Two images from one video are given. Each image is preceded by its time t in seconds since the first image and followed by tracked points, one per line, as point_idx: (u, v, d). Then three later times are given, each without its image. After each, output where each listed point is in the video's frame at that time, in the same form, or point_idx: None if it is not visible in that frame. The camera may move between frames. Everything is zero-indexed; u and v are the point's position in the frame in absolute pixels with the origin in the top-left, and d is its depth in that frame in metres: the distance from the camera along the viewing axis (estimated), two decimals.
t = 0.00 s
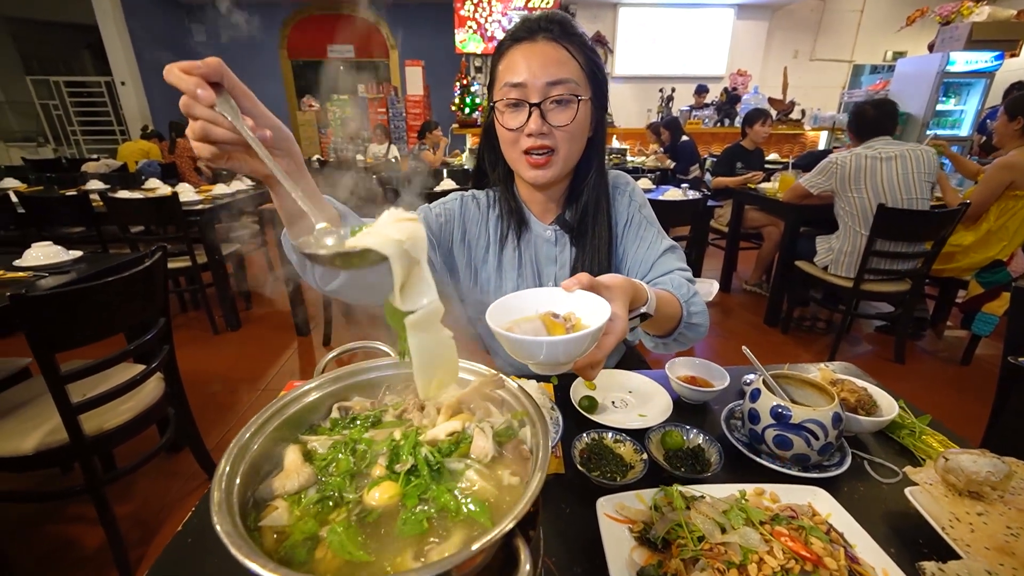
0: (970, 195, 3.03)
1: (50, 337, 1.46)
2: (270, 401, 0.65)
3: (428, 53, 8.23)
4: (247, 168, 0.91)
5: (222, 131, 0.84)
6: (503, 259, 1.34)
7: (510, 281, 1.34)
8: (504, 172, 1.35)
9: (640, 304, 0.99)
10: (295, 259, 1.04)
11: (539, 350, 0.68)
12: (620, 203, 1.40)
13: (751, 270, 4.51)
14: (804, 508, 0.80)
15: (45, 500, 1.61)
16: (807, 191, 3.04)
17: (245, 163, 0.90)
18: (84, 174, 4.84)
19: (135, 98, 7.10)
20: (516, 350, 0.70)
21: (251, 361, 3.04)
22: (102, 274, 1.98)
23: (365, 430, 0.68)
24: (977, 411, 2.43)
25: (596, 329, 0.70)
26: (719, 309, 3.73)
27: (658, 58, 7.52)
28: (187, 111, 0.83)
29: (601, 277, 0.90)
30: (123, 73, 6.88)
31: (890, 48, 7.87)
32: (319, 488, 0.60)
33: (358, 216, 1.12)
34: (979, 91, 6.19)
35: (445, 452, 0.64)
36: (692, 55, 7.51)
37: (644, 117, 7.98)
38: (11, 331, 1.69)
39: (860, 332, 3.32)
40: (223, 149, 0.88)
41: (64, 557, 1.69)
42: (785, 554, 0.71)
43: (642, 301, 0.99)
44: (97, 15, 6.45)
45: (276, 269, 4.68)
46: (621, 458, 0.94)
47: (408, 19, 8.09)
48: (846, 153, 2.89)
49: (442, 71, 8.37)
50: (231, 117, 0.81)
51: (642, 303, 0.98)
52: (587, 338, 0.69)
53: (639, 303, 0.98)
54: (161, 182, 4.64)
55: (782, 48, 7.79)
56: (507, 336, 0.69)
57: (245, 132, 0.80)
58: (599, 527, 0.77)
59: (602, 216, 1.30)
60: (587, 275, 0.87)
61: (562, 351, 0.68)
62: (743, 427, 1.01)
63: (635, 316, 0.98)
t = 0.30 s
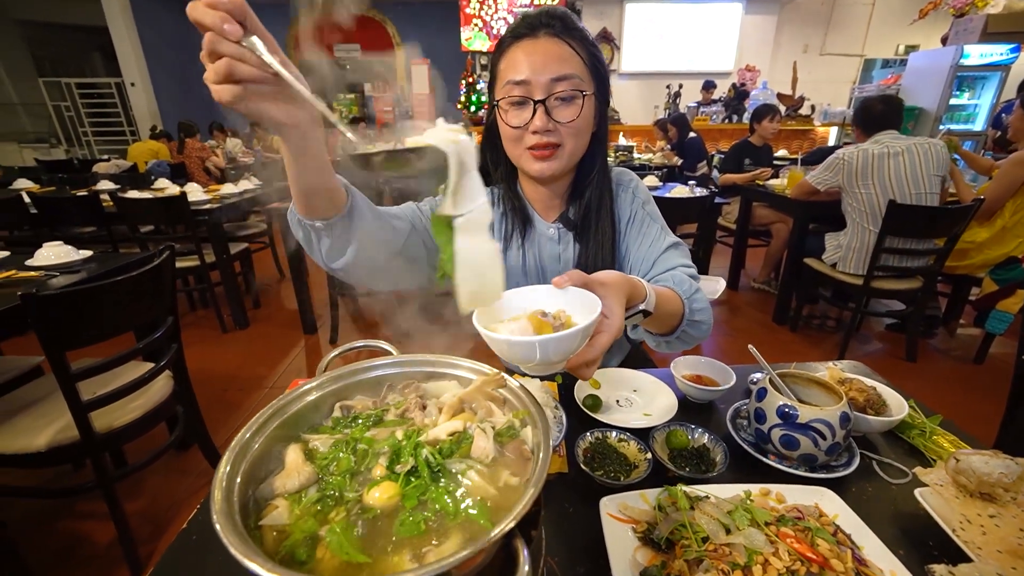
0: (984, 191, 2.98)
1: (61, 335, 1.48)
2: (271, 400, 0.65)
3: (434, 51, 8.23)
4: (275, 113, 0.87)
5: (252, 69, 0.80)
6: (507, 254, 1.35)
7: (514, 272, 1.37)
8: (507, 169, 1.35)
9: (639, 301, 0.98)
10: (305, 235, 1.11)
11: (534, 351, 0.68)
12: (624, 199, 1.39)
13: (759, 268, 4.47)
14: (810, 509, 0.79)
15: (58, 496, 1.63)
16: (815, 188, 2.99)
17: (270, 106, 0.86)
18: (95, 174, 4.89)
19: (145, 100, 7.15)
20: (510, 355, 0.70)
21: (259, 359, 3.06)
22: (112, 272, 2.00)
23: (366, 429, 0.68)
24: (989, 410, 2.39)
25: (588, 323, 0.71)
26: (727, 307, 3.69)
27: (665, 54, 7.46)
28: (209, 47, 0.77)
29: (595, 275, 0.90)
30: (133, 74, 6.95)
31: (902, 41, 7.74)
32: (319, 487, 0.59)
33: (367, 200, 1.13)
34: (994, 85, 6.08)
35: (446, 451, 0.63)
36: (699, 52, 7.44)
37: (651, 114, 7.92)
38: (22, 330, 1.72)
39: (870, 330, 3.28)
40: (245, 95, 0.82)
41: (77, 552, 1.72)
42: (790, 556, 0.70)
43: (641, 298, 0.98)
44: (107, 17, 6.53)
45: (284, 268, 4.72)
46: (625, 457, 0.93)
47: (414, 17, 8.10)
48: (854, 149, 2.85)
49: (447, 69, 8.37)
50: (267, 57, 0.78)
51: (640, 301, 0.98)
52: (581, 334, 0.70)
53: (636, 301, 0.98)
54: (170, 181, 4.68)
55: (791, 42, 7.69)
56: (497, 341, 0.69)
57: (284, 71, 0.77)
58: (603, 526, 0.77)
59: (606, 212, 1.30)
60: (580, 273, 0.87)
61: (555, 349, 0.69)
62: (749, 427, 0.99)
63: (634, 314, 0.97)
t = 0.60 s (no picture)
0: (992, 188, 2.94)
1: (65, 335, 1.49)
2: (264, 401, 0.65)
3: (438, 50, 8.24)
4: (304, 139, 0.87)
5: (289, 103, 0.79)
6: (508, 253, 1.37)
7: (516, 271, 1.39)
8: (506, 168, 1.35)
9: (631, 296, 0.97)
10: (309, 243, 1.12)
11: (518, 344, 0.66)
12: (623, 196, 1.38)
13: (764, 266, 4.44)
14: (809, 510, 0.78)
15: (63, 493, 1.65)
16: (819, 186, 2.96)
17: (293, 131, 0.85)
18: (102, 174, 4.94)
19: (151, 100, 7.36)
20: (494, 350, 0.67)
21: (263, 358, 3.08)
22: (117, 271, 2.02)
23: (360, 429, 0.68)
24: (996, 410, 2.36)
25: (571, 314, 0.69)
26: (731, 306, 3.67)
27: (670, 51, 7.42)
28: (243, 81, 0.74)
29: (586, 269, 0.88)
30: (139, 74, 7.12)
31: (910, 37, 7.66)
32: (311, 487, 0.59)
33: (371, 206, 1.14)
34: (1004, 80, 6.00)
35: (439, 452, 0.63)
36: (704, 49, 7.40)
37: (655, 111, 7.89)
38: (28, 330, 1.73)
39: (877, 329, 3.24)
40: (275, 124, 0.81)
41: (83, 549, 1.74)
42: (787, 557, 0.69)
43: (633, 292, 0.98)
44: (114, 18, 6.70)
45: (289, 267, 4.74)
46: (623, 457, 0.93)
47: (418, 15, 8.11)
48: (859, 146, 2.82)
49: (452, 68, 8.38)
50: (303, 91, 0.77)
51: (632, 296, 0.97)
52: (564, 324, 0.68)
53: (628, 296, 0.97)
54: (175, 181, 4.71)
55: (798, 38, 7.62)
56: (478, 334, 0.67)
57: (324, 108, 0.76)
58: (599, 526, 0.76)
59: (606, 211, 1.29)
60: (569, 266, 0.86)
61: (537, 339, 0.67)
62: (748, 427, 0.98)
63: (626, 308, 0.97)
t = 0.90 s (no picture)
0: (999, 187, 2.91)
1: (68, 334, 1.50)
2: (254, 401, 0.65)
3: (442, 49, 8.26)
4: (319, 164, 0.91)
5: (309, 135, 0.81)
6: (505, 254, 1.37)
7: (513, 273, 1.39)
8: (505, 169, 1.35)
9: (623, 295, 0.96)
10: (307, 251, 1.14)
11: (505, 340, 0.65)
12: (621, 195, 1.38)
13: (768, 266, 4.41)
14: (805, 511, 0.77)
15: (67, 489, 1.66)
16: (823, 185, 2.94)
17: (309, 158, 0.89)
18: (109, 173, 4.97)
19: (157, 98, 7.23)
20: (481, 348, 0.67)
21: (266, 356, 3.09)
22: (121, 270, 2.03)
23: (353, 428, 0.69)
24: (1002, 411, 2.34)
25: (556, 309, 0.68)
26: (735, 306, 3.65)
27: (674, 50, 7.38)
28: (267, 109, 0.77)
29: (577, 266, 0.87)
30: (146, 73, 7.02)
31: (918, 35, 7.59)
32: (303, 485, 0.60)
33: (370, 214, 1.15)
34: (1013, 79, 5.94)
35: (432, 452, 0.64)
36: (710, 47, 7.36)
37: (660, 110, 7.86)
38: (32, 328, 1.75)
39: (882, 329, 3.22)
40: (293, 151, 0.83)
41: (87, 545, 1.75)
42: (780, 560, 0.69)
43: (625, 290, 0.97)
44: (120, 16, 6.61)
45: (292, 265, 4.76)
46: (619, 457, 0.92)
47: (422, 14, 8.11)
48: (863, 145, 2.79)
49: (455, 68, 8.38)
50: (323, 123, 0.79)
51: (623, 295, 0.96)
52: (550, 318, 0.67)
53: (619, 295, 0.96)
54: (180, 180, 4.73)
55: (804, 36, 7.57)
56: (463, 333, 0.66)
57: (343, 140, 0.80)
58: (592, 526, 0.76)
59: (604, 210, 1.29)
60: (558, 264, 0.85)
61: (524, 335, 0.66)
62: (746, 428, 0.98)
63: (618, 307, 0.96)
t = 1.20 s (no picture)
0: (1007, 189, 2.88)
1: (72, 332, 1.51)
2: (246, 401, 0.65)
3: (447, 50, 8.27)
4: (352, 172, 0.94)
5: (354, 144, 0.84)
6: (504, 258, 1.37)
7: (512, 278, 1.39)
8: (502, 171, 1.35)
9: (621, 296, 0.97)
10: (308, 257, 1.14)
11: (498, 346, 0.65)
12: (619, 196, 1.37)
13: (773, 267, 4.39)
14: (800, 516, 0.77)
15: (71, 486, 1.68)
16: (827, 187, 2.91)
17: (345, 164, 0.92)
18: (115, 172, 5.00)
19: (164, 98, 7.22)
20: (474, 353, 0.66)
21: (269, 354, 3.10)
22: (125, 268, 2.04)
23: (345, 428, 0.69)
24: (1009, 416, 2.31)
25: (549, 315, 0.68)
26: (739, 307, 3.63)
27: (680, 49, 7.35)
28: (324, 110, 0.81)
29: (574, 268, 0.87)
30: (153, 73, 7.03)
31: (926, 34, 7.53)
32: (293, 485, 0.60)
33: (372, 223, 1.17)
34: (1022, 79, 5.89)
35: (423, 453, 0.64)
36: (715, 47, 7.32)
37: (664, 110, 7.82)
38: (37, 326, 1.76)
39: (887, 332, 3.19)
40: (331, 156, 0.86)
41: (91, 541, 1.77)
42: (774, 565, 0.69)
43: (623, 291, 0.97)
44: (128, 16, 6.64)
45: (296, 264, 4.77)
46: (615, 460, 0.92)
47: (427, 14, 8.13)
48: (868, 147, 2.77)
49: (460, 67, 8.38)
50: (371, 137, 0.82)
51: (621, 295, 0.96)
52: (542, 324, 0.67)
53: (617, 296, 0.96)
54: (185, 179, 4.76)
55: (810, 36, 7.51)
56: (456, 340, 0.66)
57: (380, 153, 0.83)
58: (585, 529, 0.76)
59: (602, 212, 1.29)
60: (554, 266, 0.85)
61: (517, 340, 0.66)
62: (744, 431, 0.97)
63: (615, 308, 0.96)
